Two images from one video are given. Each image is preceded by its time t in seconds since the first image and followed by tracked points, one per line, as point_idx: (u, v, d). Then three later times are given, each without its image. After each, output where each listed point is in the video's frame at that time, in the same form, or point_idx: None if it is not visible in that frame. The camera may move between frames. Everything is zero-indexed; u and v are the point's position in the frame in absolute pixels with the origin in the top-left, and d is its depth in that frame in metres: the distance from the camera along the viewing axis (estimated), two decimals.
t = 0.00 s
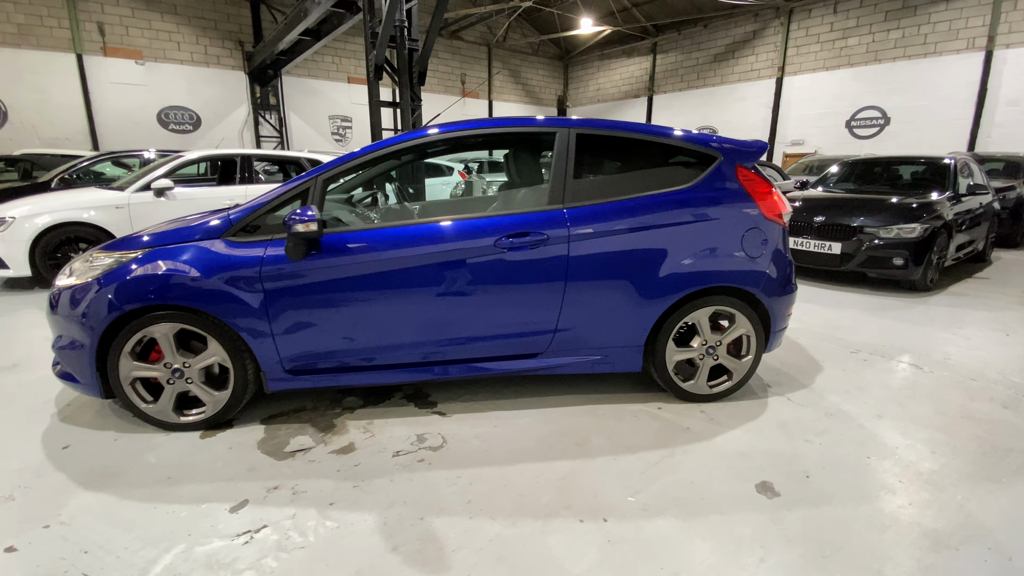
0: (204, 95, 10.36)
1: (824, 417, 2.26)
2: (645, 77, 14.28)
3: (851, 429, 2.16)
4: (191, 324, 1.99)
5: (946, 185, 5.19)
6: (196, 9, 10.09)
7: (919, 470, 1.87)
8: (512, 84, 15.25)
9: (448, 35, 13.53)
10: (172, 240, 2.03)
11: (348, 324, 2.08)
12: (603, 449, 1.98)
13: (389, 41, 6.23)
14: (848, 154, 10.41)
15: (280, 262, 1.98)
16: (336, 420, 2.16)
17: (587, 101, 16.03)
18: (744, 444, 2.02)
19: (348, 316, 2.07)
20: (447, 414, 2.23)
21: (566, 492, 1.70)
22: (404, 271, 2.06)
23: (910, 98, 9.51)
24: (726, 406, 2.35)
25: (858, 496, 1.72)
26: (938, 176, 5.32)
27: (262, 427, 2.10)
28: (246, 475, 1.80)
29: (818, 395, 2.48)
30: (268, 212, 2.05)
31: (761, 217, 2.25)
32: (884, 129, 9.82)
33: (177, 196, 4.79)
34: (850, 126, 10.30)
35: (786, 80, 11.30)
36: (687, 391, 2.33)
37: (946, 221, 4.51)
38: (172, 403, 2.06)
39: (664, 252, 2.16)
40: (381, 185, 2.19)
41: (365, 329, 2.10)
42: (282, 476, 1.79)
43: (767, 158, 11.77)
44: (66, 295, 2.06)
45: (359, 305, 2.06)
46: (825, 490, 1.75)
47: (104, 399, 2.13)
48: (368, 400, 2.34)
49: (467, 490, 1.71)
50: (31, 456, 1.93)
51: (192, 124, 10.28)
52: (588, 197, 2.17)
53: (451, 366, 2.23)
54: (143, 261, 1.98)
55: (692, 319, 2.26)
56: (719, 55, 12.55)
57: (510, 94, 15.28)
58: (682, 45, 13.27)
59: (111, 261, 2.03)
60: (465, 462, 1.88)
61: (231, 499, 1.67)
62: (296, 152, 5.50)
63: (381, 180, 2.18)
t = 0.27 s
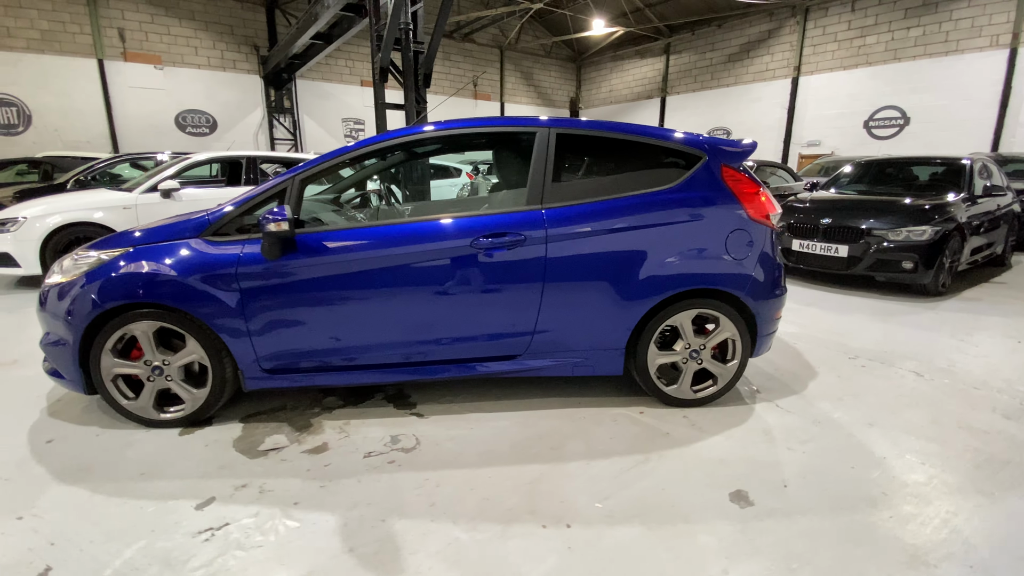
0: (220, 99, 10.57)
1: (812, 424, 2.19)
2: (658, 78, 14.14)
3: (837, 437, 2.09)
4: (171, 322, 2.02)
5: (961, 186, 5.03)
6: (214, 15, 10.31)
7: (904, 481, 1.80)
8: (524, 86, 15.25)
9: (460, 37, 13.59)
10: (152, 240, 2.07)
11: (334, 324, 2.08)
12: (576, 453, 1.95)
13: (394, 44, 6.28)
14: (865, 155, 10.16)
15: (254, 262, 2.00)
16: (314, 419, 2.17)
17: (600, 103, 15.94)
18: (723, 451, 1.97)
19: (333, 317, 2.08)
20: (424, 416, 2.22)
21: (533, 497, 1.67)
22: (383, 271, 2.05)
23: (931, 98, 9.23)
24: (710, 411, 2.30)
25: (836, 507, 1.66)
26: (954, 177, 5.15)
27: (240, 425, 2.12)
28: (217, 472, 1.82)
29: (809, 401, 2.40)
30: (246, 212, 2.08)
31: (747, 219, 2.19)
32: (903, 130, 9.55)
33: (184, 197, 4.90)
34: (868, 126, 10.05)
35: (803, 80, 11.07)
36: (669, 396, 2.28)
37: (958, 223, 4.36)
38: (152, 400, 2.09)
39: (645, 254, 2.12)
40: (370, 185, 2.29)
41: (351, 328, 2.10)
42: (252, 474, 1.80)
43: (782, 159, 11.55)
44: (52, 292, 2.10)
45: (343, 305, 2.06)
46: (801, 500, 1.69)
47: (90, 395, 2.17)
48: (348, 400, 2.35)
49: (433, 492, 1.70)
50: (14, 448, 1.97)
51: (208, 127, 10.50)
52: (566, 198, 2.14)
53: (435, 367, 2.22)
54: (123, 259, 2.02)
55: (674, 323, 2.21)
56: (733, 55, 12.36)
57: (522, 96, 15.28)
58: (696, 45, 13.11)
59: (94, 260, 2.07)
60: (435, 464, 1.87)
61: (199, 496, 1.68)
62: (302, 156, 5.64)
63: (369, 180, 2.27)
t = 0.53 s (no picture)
0: (244, 100, 10.83)
1: (805, 432, 2.10)
2: (680, 73, 13.87)
3: (831, 446, 2.00)
4: (160, 320, 2.06)
5: (991, 184, 4.77)
6: (238, 19, 10.57)
7: (897, 495, 1.71)
8: (543, 84, 15.17)
9: (479, 36, 13.60)
10: (142, 239, 2.11)
11: (326, 323, 2.10)
12: (555, 456, 1.92)
13: (406, 43, 6.31)
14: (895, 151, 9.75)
15: (237, 261, 2.02)
16: (299, 417, 2.19)
17: (620, 99, 15.74)
18: (707, 458, 1.91)
19: (324, 316, 2.09)
20: (407, 415, 2.22)
21: (503, 501, 1.65)
22: (368, 270, 2.05)
23: (967, 90, 8.80)
24: (699, 416, 2.23)
25: (819, 519, 1.59)
26: (984, 173, 4.89)
27: (226, 421, 2.15)
28: (197, 467, 1.85)
29: (806, 408, 2.31)
30: (232, 212, 2.10)
31: (739, 218, 2.11)
32: (936, 124, 9.14)
33: (199, 197, 5.03)
34: (898, 121, 9.64)
35: (830, 74, 10.70)
36: (657, 400, 2.22)
37: (985, 223, 4.14)
38: (143, 395, 2.14)
39: (631, 254, 2.08)
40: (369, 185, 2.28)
41: (342, 327, 2.11)
42: (230, 470, 1.82)
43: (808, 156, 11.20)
44: (50, 289, 2.17)
45: (334, 304, 2.07)
46: (783, 512, 1.62)
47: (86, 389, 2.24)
48: (335, 398, 2.37)
49: (403, 493, 1.70)
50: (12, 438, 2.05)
51: (232, 128, 10.78)
52: (550, 197, 2.11)
53: (423, 366, 2.21)
54: (114, 258, 2.07)
55: (661, 325, 2.16)
56: (757, 48, 12.03)
57: (541, 93, 15.20)
58: (719, 39, 12.81)
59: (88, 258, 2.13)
60: (410, 464, 1.86)
61: (176, 491, 1.71)
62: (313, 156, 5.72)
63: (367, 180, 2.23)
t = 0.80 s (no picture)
0: (262, 103, 11.05)
1: (792, 441, 2.05)
2: (696, 73, 13.68)
3: (818, 456, 1.94)
4: (148, 320, 2.10)
5: (1013, 185, 4.59)
6: (257, 24, 10.79)
7: (881, 508, 1.65)
8: (558, 85, 15.14)
9: (493, 37, 13.63)
10: (130, 239, 2.16)
11: (318, 323, 2.12)
12: (531, 461, 1.90)
13: (414, 46, 6.36)
14: (918, 151, 9.45)
15: (221, 262, 2.05)
16: (283, 417, 2.21)
17: (635, 100, 15.61)
18: (686, 467, 1.87)
19: (314, 317, 2.11)
20: (390, 416, 2.23)
21: (471, 505, 1.64)
22: (351, 271, 2.06)
23: (994, 88, 8.47)
24: (684, 422, 2.19)
25: (793, 532, 1.54)
26: (1005, 175, 4.71)
27: (212, 420, 2.19)
28: (178, 464, 1.88)
29: (797, 416, 2.25)
30: (216, 214, 2.12)
31: (724, 220, 2.07)
32: (961, 123, 8.84)
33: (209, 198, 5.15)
34: (922, 120, 9.35)
35: (851, 72, 10.42)
36: (641, 405, 2.18)
37: (1004, 225, 3.99)
38: (132, 393, 2.18)
39: (613, 257, 2.05)
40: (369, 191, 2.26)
41: (333, 328, 2.13)
42: (210, 468, 1.85)
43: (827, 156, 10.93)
44: (44, 289, 2.23)
45: (324, 306, 2.09)
46: (757, 523, 1.58)
47: (80, 386, 2.29)
48: (320, 398, 2.39)
49: (375, 494, 1.70)
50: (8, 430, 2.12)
51: (250, 131, 11.02)
52: (531, 200, 2.09)
53: (410, 368, 2.21)
54: (104, 259, 2.12)
55: (645, 329, 2.12)
56: (776, 47, 11.79)
57: (555, 94, 15.17)
58: (736, 38, 12.60)
59: (80, 259, 2.18)
60: (386, 466, 1.87)
61: (155, 488, 1.74)
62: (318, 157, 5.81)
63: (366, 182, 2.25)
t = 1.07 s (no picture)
0: (284, 106, 11.30)
1: (778, 447, 1.99)
2: (717, 71, 13.43)
3: (803, 463, 1.88)
4: (141, 315, 2.17)
5: None
6: (280, 29, 11.05)
7: (861, 519, 1.59)
8: (576, 85, 15.07)
9: (511, 38, 13.65)
10: (126, 238, 2.23)
11: (312, 321, 2.16)
12: (506, 460, 1.89)
13: (425, 48, 6.42)
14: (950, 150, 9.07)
15: (209, 259, 2.11)
16: (270, 412, 2.26)
17: (655, 99, 15.42)
18: (663, 471, 1.83)
19: (305, 315, 2.15)
20: (374, 414, 2.25)
21: (439, 504, 1.64)
22: (336, 270, 2.09)
23: None
24: (668, 426, 2.15)
25: (765, 541, 1.49)
26: None
27: (202, 413, 2.25)
28: (164, 456, 1.93)
29: (786, 422, 2.18)
30: (205, 213, 2.18)
31: (708, 219, 2.03)
32: (996, 121, 8.45)
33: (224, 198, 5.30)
34: (954, 118, 8.97)
35: (878, 68, 10.07)
36: (623, 407, 2.15)
37: None
38: (128, 386, 2.26)
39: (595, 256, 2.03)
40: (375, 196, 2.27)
41: (325, 325, 2.17)
42: (193, 460, 1.90)
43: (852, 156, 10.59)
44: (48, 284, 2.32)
45: (313, 304, 2.13)
46: (728, 531, 1.53)
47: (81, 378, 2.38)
48: (309, 394, 2.43)
49: (347, 490, 1.72)
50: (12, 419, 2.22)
51: (273, 134, 11.29)
52: (513, 199, 2.08)
53: (398, 366, 2.23)
54: (101, 256, 2.20)
55: (629, 329, 2.10)
56: (800, 43, 11.48)
57: (574, 94, 15.10)
58: (759, 35, 12.32)
59: (79, 256, 2.27)
60: (363, 463, 1.89)
61: (138, 478, 1.80)
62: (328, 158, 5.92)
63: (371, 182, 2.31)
